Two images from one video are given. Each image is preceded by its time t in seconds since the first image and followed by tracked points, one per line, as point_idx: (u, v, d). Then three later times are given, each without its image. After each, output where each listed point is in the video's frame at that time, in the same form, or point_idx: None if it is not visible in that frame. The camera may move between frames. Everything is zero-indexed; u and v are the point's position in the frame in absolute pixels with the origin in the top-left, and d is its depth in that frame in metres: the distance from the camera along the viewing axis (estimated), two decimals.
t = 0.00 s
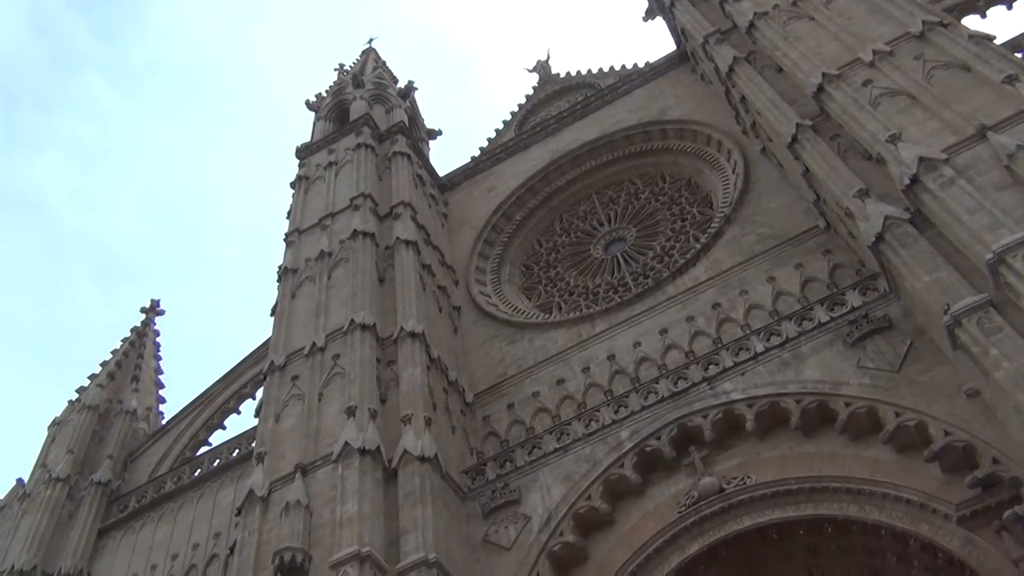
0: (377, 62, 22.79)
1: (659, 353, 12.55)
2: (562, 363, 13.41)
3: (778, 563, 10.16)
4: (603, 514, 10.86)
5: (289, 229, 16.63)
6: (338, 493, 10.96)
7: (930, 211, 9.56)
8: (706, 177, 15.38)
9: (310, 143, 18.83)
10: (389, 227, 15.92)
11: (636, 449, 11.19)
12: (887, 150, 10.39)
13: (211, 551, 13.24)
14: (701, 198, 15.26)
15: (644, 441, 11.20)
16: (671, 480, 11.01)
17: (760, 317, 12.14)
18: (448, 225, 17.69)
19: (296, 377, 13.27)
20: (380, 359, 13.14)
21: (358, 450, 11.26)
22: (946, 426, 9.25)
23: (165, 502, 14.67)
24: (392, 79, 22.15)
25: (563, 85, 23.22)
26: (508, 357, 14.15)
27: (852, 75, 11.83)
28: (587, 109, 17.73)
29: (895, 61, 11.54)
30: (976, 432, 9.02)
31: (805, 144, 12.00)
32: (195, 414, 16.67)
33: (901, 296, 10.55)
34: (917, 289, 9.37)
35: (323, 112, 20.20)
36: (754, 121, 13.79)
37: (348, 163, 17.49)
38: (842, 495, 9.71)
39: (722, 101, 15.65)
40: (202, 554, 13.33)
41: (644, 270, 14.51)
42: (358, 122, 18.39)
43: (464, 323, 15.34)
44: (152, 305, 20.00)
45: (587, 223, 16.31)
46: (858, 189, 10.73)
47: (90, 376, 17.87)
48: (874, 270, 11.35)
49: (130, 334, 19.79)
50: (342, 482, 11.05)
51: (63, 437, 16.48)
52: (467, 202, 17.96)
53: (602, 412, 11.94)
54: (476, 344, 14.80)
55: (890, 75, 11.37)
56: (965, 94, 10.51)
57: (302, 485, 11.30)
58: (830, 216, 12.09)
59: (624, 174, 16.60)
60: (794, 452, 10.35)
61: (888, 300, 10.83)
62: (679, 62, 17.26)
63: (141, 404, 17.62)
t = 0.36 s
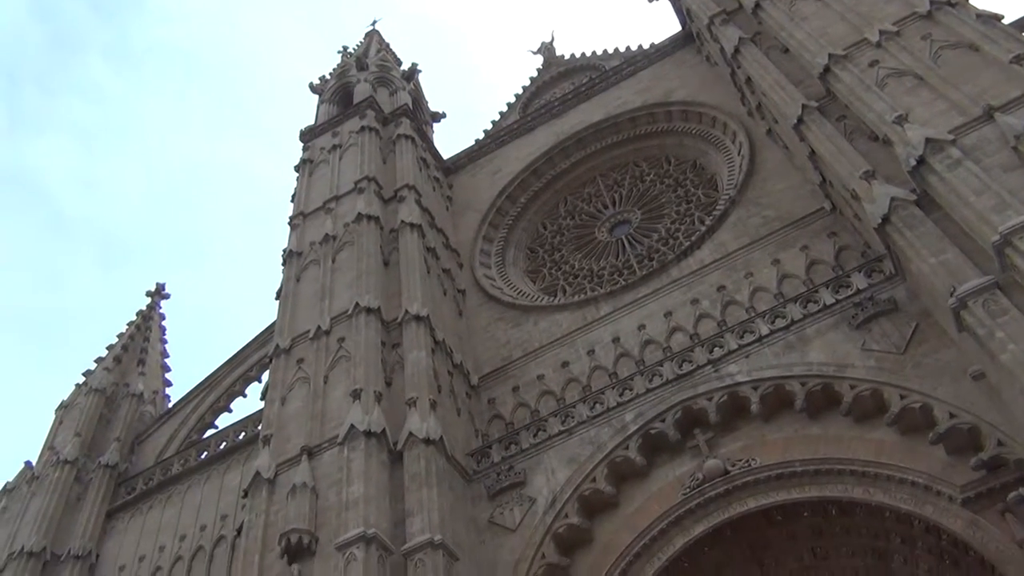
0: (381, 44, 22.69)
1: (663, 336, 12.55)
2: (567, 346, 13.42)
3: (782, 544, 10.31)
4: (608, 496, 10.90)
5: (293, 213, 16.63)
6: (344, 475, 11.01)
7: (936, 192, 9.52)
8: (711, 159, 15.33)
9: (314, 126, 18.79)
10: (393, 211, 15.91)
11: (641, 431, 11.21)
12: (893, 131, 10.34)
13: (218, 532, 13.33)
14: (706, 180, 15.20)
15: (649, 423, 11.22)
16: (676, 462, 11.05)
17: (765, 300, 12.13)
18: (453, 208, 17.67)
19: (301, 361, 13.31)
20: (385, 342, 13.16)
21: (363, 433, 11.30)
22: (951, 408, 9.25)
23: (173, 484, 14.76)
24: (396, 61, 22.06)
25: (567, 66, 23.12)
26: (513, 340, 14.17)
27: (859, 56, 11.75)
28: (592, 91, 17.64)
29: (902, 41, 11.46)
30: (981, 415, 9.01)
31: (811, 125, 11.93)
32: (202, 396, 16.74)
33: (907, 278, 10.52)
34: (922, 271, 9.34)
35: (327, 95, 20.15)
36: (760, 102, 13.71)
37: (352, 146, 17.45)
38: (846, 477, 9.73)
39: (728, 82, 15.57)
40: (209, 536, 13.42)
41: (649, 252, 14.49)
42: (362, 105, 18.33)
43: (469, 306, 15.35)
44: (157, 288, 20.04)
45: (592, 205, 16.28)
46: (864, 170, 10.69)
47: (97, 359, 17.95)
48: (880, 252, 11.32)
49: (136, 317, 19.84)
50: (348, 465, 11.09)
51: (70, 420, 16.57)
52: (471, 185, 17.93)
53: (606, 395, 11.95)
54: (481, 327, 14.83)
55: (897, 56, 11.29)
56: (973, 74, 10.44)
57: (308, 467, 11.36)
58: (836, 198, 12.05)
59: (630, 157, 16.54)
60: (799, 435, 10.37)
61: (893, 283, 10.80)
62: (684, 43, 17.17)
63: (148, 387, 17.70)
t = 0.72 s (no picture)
0: (382, 28, 22.59)
1: (668, 318, 12.55)
2: (571, 329, 13.43)
3: (785, 523, 10.34)
4: (613, 478, 10.94)
5: (296, 197, 16.62)
6: (349, 459, 11.06)
7: (941, 173, 9.48)
8: (715, 141, 15.27)
9: (317, 110, 18.74)
10: (397, 195, 15.89)
11: (645, 413, 11.23)
12: (899, 111, 10.29)
13: (225, 516, 13.42)
14: (710, 162, 15.16)
15: (653, 405, 11.24)
16: (680, 444, 11.08)
17: (769, 281, 12.12)
18: (456, 191, 17.64)
19: (306, 345, 13.34)
20: (389, 326, 13.18)
21: (369, 416, 11.34)
22: (956, 388, 9.24)
23: (180, 469, 14.84)
24: (398, 44, 21.97)
25: (570, 49, 23.01)
26: (517, 324, 14.18)
27: (864, 36, 11.68)
28: (595, 73, 17.56)
29: (907, 20, 11.38)
30: (986, 395, 9.01)
31: (815, 106, 11.88)
32: (208, 380, 16.79)
33: (911, 259, 10.49)
34: (928, 252, 9.32)
35: (329, 79, 20.08)
36: (764, 83, 13.65)
37: (355, 130, 17.41)
38: (851, 457, 9.75)
39: (732, 63, 15.49)
40: (216, 519, 13.51)
41: (653, 235, 14.46)
42: (365, 89, 18.27)
43: (473, 289, 15.36)
44: (162, 274, 20.06)
45: (595, 187, 16.25)
46: (869, 151, 10.64)
47: (102, 344, 18.00)
48: (884, 233, 11.28)
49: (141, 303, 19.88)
50: (353, 448, 11.14)
51: (77, 405, 16.65)
52: (475, 168, 17.89)
53: (611, 377, 11.98)
54: (485, 311, 14.84)
55: (902, 35, 11.21)
56: (979, 53, 10.37)
57: (313, 451, 11.40)
58: (840, 179, 12.00)
59: (633, 139, 16.49)
60: (803, 416, 10.37)
61: (898, 264, 10.78)
62: (688, 24, 17.06)
63: (153, 372, 17.77)
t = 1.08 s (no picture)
0: (382, 10, 22.47)
1: (670, 302, 12.54)
2: (573, 313, 13.44)
3: (787, 505, 10.38)
4: (615, 461, 10.98)
5: (297, 182, 16.60)
6: (352, 443, 11.10)
7: (944, 154, 9.45)
8: (716, 123, 15.22)
9: (317, 94, 18.68)
10: (398, 179, 15.86)
11: (648, 396, 11.25)
12: (901, 92, 10.24)
13: (229, 500, 13.49)
14: (712, 144, 15.11)
15: (655, 388, 11.26)
16: (682, 427, 11.11)
17: (772, 264, 12.11)
18: (458, 175, 17.61)
19: (308, 330, 13.36)
20: (391, 310, 13.20)
21: (371, 400, 11.37)
22: (958, 370, 9.24)
23: (184, 454, 14.91)
24: (398, 27, 21.87)
25: (571, 31, 22.91)
26: (519, 308, 14.19)
27: (867, 16, 11.61)
28: (596, 55, 17.48)
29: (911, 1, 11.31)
30: (988, 376, 9.01)
31: (818, 87, 11.82)
32: (211, 365, 16.83)
33: (913, 241, 10.47)
34: (930, 234, 9.30)
35: (329, 62, 20.01)
36: (766, 65, 13.58)
37: (355, 114, 17.35)
38: (853, 439, 9.77)
39: (733, 45, 15.41)
40: (221, 503, 13.58)
41: (655, 217, 14.44)
42: (365, 72, 18.21)
43: (475, 274, 15.36)
44: (164, 259, 20.07)
45: (597, 170, 16.22)
46: (872, 132, 10.61)
47: (105, 330, 18.04)
48: (887, 215, 11.25)
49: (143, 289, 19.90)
50: (356, 432, 11.17)
51: (80, 390, 16.70)
52: (476, 152, 17.85)
53: (613, 360, 11.99)
54: (487, 295, 14.84)
55: (905, 15, 11.14)
56: (982, 33, 10.30)
57: (317, 435, 11.45)
58: (843, 160, 11.96)
59: (635, 121, 16.44)
60: (805, 399, 10.39)
61: (900, 246, 10.76)
62: (689, 5, 16.96)
63: (156, 357, 17.82)
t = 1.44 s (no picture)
0: None
1: (672, 284, 12.54)
2: (576, 295, 13.44)
3: (789, 487, 10.41)
4: (617, 442, 11.01)
5: (300, 163, 16.57)
6: (355, 424, 11.14)
7: (949, 135, 9.40)
8: (720, 104, 15.15)
9: (319, 75, 18.61)
10: (400, 160, 15.83)
11: (650, 378, 11.27)
12: (907, 74, 10.18)
13: (233, 481, 13.56)
14: (715, 126, 15.05)
15: (658, 370, 11.27)
16: (684, 408, 11.13)
17: (775, 246, 12.09)
18: (460, 157, 17.56)
19: (311, 311, 13.38)
20: (394, 292, 13.21)
21: (374, 381, 11.40)
22: (960, 352, 9.24)
23: (188, 434, 14.98)
24: (400, 8, 21.75)
25: (574, 12, 22.77)
26: (522, 290, 14.19)
27: None
28: (600, 36, 17.38)
29: None
30: (990, 358, 9.00)
31: (822, 68, 11.76)
32: (214, 346, 16.86)
33: (917, 223, 10.43)
34: (934, 216, 9.28)
35: (331, 43, 19.92)
36: (771, 46, 13.50)
37: (358, 95, 17.29)
38: (854, 421, 9.78)
39: (738, 25, 15.32)
40: (225, 484, 13.65)
41: (658, 199, 14.41)
42: (367, 53, 18.12)
43: (478, 256, 15.35)
44: (166, 241, 20.08)
45: (600, 152, 16.17)
46: (876, 114, 10.55)
47: (108, 312, 18.08)
48: (891, 197, 11.21)
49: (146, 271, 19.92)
50: (359, 413, 11.21)
51: (84, 372, 16.77)
52: (479, 133, 17.79)
53: (615, 342, 12.00)
54: (489, 277, 14.84)
55: None
56: (988, 13, 10.22)
57: (320, 416, 11.49)
58: (847, 142, 11.91)
59: (638, 102, 16.36)
60: (807, 381, 10.40)
61: (903, 228, 10.73)
62: None
63: (160, 339, 17.87)
